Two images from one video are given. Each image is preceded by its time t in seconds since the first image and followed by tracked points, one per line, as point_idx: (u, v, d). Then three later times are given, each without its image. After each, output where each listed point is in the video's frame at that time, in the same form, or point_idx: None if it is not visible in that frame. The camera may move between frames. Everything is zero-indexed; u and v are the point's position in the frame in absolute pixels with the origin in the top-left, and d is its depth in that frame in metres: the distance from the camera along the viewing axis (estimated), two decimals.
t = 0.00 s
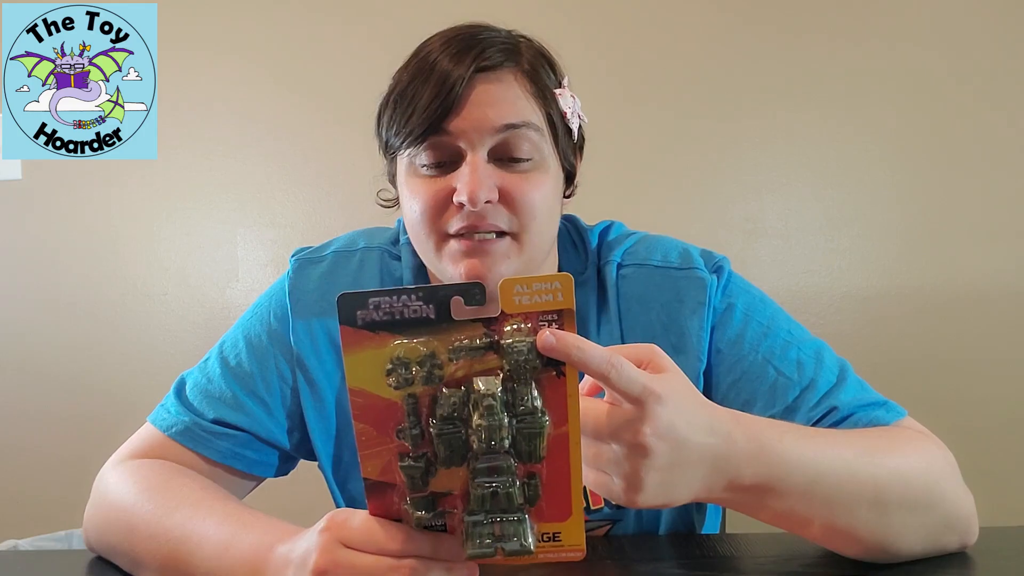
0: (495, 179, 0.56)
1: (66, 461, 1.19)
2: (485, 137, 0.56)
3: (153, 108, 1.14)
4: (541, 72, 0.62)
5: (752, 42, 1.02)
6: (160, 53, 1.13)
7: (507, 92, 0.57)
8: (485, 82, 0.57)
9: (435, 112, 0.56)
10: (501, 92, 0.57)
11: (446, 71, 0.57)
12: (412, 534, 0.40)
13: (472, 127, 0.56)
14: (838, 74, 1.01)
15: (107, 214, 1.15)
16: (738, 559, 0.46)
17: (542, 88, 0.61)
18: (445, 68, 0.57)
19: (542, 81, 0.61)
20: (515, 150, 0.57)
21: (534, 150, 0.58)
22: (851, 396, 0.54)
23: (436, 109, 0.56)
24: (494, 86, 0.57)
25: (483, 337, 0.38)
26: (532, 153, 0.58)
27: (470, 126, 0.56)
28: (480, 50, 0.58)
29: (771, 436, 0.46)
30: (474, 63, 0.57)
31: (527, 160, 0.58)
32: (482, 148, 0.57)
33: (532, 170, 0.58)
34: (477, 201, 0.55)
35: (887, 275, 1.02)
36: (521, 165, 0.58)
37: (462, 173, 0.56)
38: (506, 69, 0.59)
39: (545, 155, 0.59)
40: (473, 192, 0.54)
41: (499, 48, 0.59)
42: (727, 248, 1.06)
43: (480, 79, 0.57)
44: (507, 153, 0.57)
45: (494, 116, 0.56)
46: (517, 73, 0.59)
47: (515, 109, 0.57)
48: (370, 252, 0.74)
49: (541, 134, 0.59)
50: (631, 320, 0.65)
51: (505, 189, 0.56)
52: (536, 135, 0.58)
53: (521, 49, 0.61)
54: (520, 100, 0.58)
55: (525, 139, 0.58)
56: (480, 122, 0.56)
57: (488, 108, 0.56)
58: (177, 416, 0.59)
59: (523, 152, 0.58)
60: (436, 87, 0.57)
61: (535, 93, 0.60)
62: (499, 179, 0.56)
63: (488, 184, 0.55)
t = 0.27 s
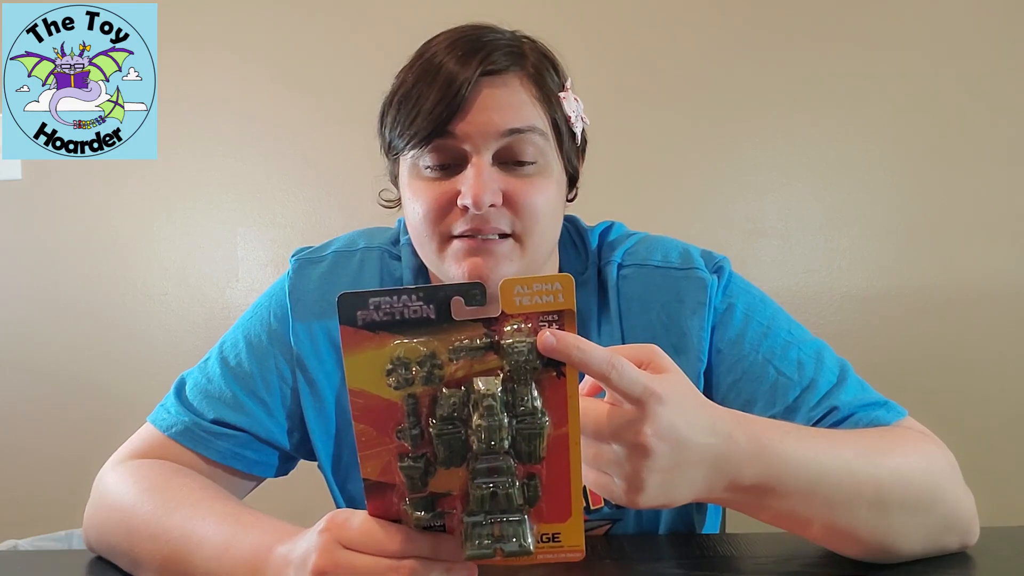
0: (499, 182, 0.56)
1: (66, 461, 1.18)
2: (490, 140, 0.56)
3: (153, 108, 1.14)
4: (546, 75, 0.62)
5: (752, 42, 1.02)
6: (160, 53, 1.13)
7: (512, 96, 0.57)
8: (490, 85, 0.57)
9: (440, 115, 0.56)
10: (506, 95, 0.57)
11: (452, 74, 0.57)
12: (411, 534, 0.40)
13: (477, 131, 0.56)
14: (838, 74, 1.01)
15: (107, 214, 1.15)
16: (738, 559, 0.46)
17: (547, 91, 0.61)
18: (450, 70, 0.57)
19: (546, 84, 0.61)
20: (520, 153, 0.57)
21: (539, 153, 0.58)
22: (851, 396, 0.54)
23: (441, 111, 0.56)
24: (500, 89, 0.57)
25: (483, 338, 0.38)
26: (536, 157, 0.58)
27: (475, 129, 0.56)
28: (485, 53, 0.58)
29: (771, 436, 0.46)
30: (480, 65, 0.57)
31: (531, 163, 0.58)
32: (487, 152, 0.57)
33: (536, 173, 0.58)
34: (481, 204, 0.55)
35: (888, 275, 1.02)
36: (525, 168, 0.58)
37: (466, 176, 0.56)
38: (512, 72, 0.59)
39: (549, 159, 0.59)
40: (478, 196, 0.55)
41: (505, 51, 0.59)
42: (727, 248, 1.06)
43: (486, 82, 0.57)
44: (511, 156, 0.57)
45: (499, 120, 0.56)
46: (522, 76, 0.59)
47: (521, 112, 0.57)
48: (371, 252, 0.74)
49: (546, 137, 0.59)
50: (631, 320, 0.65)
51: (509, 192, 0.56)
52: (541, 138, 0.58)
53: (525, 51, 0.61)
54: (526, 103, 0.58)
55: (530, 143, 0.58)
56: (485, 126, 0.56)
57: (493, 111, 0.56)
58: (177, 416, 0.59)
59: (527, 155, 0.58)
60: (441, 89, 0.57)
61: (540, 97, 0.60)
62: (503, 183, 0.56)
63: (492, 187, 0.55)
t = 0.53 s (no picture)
0: (503, 182, 0.56)
1: (66, 461, 1.18)
2: (493, 140, 0.56)
3: (153, 108, 1.14)
4: (548, 75, 0.62)
5: (752, 42, 1.02)
6: (160, 53, 1.13)
7: (515, 96, 0.57)
8: (494, 85, 0.57)
9: (443, 115, 0.56)
10: (509, 95, 0.57)
11: (455, 74, 0.57)
12: (411, 534, 0.40)
13: (481, 130, 0.56)
14: (838, 74, 1.01)
15: (107, 214, 1.15)
16: (738, 560, 0.46)
17: (549, 91, 0.61)
18: (453, 70, 0.57)
19: (549, 84, 0.61)
20: (523, 153, 0.57)
21: (541, 153, 0.58)
22: (851, 396, 0.53)
23: (444, 111, 0.56)
24: (503, 89, 0.57)
25: (483, 337, 0.38)
26: (539, 156, 0.58)
27: (479, 129, 0.56)
28: (488, 53, 0.58)
29: (771, 436, 0.46)
30: (483, 65, 0.57)
31: (534, 162, 0.58)
32: (490, 151, 0.57)
33: (539, 173, 0.58)
34: (485, 203, 0.55)
35: (888, 275, 1.02)
36: (528, 168, 0.58)
37: (470, 176, 0.56)
38: (515, 72, 0.59)
39: (552, 159, 0.59)
40: (481, 195, 0.54)
41: (507, 51, 0.59)
42: (727, 248, 1.06)
43: (489, 81, 0.57)
44: (514, 156, 0.57)
45: (503, 119, 0.56)
46: (525, 76, 0.59)
47: (523, 112, 0.57)
48: (371, 252, 0.74)
49: (549, 137, 0.59)
50: (632, 320, 0.65)
51: (513, 192, 0.56)
52: (544, 137, 0.58)
53: (528, 51, 0.61)
54: (529, 103, 0.58)
55: (533, 142, 0.58)
56: (489, 125, 0.56)
57: (496, 111, 0.56)
58: (177, 416, 0.59)
59: (530, 155, 0.58)
60: (444, 89, 0.57)
61: (542, 97, 0.60)
62: (507, 182, 0.56)
63: (495, 187, 0.55)
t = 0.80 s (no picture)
0: (507, 181, 0.56)
1: (66, 461, 1.18)
2: (498, 139, 0.56)
3: (153, 108, 1.14)
4: (552, 74, 0.62)
5: (753, 41, 1.02)
6: (160, 53, 1.13)
7: (521, 95, 0.57)
8: (498, 84, 0.57)
9: (448, 114, 0.56)
10: (514, 94, 0.57)
11: (460, 73, 0.57)
12: (409, 529, 0.40)
13: (486, 129, 0.56)
14: (838, 73, 1.01)
15: (107, 214, 1.15)
16: (739, 560, 0.46)
17: (553, 91, 0.61)
18: (458, 69, 0.57)
19: (552, 83, 0.61)
20: (526, 152, 0.57)
21: (545, 152, 0.58)
22: (852, 395, 0.53)
23: (449, 110, 0.56)
24: (508, 88, 0.57)
25: (484, 335, 0.38)
26: (542, 156, 0.58)
27: (484, 128, 0.56)
28: (492, 52, 0.58)
29: (771, 434, 0.46)
30: (488, 65, 0.57)
31: (537, 162, 0.58)
32: (495, 150, 0.56)
33: (542, 172, 0.58)
34: (490, 202, 0.55)
35: (888, 275, 1.01)
36: (532, 168, 0.58)
37: (474, 175, 0.56)
38: (520, 71, 0.59)
39: (555, 158, 0.59)
40: (487, 194, 0.54)
41: (512, 50, 0.59)
42: (727, 248, 1.06)
43: (493, 80, 0.57)
44: (518, 155, 0.57)
45: (508, 118, 0.56)
46: (530, 75, 0.59)
47: (528, 111, 0.57)
48: (369, 251, 0.74)
49: (553, 137, 0.59)
50: (633, 318, 0.65)
51: (517, 191, 0.56)
52: (548, 137, 0.58)
53: (532, 51, 0.61)
54: (534, 103, 0.58)
55: (537, 142, 0.58)
56: (494, 124, 0.56)
57: (502, 111, 0.56)
58: (176, 416, 0.59)
59: (534, 154, 0.58)
60: (449, 87, 0.56)
61: (546, 96, 0.60)
62: (511, 182, 0.56)
63: (500, 186, 0.55)
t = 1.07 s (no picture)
0: (512, 181, 0.56)
1: (66, 461, 1.18)
2: (504, 138, 0.56)
3: (153, 108, 1.14)
4: (557, 73, 0.62)
5: (753, 40, 1.02)
6: (160, 53, 1.13)
7: (526, 94, 0.57)
8: (504, 83, 0.57)
9: (452, 113, 0.56)
10: (520, 93, 0.57)
11: (466, 72, 0.56)
12: (399, 532, 0.40)
13: (492, 128, 0.56)
14: (838, 73, 1.01)
15: (107, 214, 1.15)
16: (739, 560, 0.46)
17: (558, 90, 0.61)
18: (463, 68, 0.57)
19: (558, 82, 0.61)
20: (531, 151, 0.57)
21: (550, 152, 0.58)
22: (855, 396, 0.53)
23: (453, 109, 0.56)
24: (514, 87, 0.57)
25: (477, 343, 0.38)
26: (547, 156, 0.58)
27: (491, 127, 0.56)
28: (498, 51, 0.58)
29: (776, 441, 0.44)
30: (494, 64, 0.57)
31: (542, 162, 0.58)
32: (500, 149, 0.56)
33: (547, 172, 0.58)
34: (495, 202, 0.55)
35: (889, 275, 1.01)
36: (537, 166, 0.58)
37: (480, 173, 0.56)
38: (526, 70, 0.58)
39: (559, 158, 0.59)
40: (491, 194, 0.55)
41: (518, 49, 0.59)
42: (727, 247, 1.05)
43: (499, 79, 0.57)
44: (524, 154, 0.57)
45: (514, 117, 0.56)
46: (535, 74, 0.59)
47: (534, 110, 0.57)
48: (367, 248, 0.74)
49: (558, 136, 0.59)
50: (635, 318, 0.65)
51: (521, 191, 0.56)
52: (553, 136, 0.58)
53: (537, 49, 0.61)
54: (540, 102, 0.58)
55: (542, 141, 0.58)
56: (500, 123, 0.56)
57: (508, 110, 0.56)
58: (175, 415, 0.59)
59: (539, 154, 0.58)
60: (454, 86, 0.56)
61: (552, 95, 0.60)
62: (516, 181, 0.56)
63: (505, 185, 0.55)
